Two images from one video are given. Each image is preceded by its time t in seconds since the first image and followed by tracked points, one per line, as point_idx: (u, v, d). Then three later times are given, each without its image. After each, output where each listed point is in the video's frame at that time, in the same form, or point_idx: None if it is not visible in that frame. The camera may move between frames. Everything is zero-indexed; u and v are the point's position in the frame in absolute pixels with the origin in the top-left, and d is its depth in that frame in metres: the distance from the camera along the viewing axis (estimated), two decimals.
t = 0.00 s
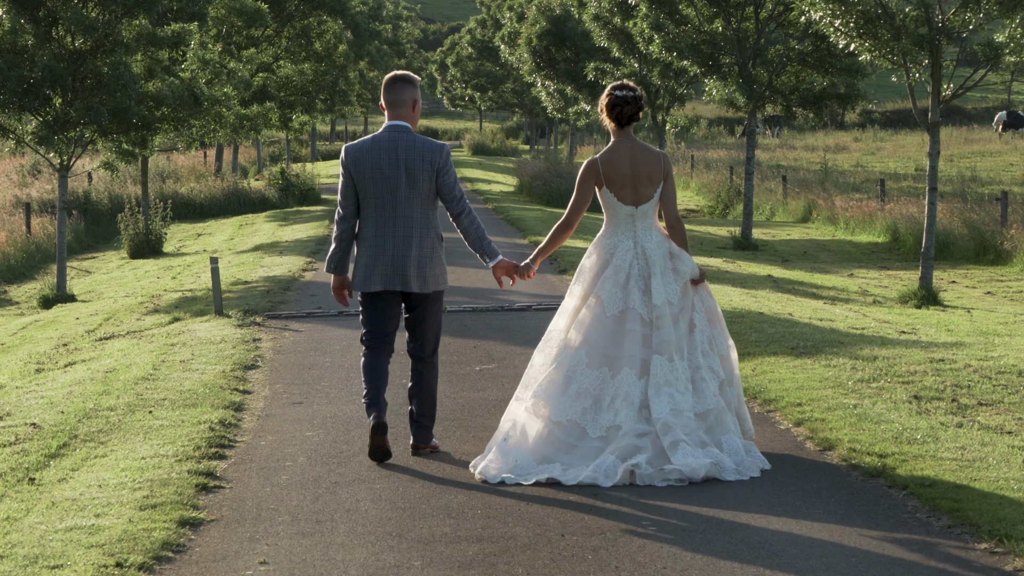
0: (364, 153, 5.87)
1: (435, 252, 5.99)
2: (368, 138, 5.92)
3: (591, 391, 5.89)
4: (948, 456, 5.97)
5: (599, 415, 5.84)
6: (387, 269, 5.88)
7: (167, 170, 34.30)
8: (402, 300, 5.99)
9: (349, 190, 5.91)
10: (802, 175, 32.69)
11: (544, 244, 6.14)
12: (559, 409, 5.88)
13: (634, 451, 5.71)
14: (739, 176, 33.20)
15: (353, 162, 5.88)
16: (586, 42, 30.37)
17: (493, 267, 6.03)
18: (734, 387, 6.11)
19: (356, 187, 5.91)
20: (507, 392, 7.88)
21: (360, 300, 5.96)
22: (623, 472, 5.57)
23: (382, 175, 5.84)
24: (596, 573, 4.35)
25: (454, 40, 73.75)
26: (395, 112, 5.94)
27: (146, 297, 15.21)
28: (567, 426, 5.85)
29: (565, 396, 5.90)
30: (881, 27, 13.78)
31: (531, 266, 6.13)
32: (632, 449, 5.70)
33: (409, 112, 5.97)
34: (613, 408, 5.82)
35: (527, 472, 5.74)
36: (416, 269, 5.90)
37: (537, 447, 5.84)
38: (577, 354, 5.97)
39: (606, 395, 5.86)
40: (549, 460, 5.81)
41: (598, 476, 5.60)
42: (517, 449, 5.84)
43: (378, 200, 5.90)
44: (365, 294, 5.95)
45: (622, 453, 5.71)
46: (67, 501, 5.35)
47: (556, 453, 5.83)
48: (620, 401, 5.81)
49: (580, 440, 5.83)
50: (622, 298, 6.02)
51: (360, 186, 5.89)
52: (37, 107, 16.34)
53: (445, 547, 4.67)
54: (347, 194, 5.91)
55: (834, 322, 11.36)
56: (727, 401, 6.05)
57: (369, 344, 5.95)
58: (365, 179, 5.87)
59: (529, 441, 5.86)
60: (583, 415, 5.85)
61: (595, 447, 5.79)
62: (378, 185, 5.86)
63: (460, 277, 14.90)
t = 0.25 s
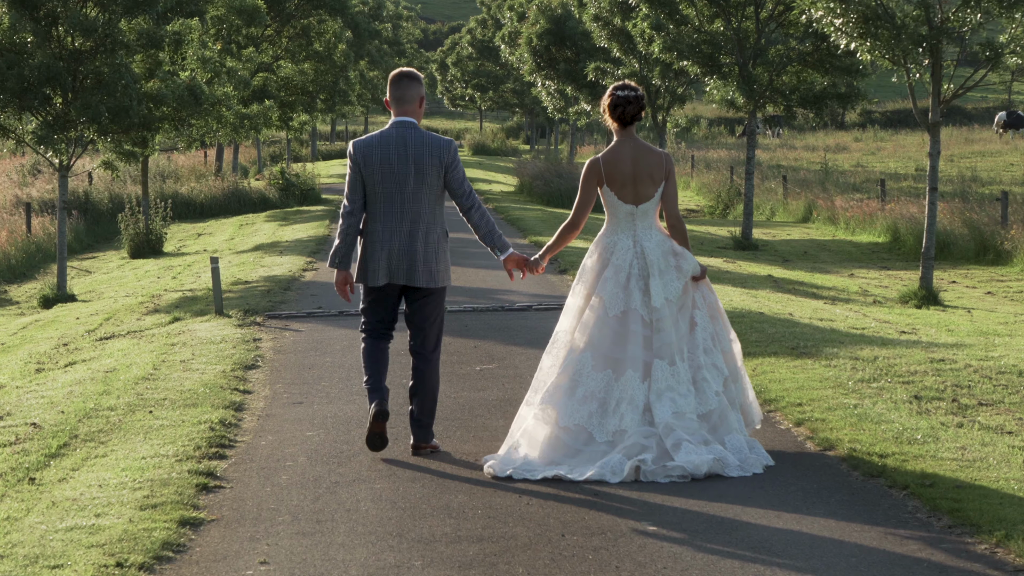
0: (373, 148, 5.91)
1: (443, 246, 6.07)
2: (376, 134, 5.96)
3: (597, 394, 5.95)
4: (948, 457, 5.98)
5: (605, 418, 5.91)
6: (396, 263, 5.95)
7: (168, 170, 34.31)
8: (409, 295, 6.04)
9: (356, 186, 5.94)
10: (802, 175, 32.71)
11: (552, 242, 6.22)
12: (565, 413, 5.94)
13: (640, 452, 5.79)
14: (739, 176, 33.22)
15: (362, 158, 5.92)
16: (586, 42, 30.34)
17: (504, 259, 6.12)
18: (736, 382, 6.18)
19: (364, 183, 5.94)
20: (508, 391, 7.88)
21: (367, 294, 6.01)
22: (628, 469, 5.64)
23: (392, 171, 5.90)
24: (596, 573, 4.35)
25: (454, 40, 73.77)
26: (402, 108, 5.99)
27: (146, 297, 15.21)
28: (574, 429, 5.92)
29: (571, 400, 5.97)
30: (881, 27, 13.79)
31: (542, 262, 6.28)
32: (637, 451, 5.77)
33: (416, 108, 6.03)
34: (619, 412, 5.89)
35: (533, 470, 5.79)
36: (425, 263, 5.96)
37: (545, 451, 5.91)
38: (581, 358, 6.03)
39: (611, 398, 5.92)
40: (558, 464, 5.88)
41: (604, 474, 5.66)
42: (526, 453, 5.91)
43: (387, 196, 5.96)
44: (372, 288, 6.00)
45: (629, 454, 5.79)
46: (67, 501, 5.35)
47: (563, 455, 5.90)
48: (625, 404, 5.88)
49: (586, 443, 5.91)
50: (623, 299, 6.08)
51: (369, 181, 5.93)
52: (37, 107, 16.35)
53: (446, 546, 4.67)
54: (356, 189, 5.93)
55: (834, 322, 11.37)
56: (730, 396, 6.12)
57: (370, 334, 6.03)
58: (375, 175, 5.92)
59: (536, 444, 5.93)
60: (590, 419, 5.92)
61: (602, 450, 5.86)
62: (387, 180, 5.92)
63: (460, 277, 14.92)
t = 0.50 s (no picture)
0: (375, 148, 5.94)
1: (446, 245, 6.07)
2: (378, 135, 5.99)
3: (599, 398, 6.01)
4: (949, 455, 5.97)
5: (608, 422, 5.97)
6: (398, 262, 5.95)
7: (168, 169, 34.32)
8: (411, 294, 6.04)
9: (360, 186, 5.97)
10: (803, 174, 32.69)
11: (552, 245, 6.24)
12: (569, 417, 6.00)
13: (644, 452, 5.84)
14: (739, 175, 33.21)
15: (364, 158, 5.95)
16: (587, 40, 30.31)
17: (507, 257, 6.16)
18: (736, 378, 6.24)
19: (366, 182, 5.97)
20: (508, 390, 7.88)
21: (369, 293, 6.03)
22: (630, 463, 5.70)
23: (394, 171, 5.93)
24: (595, 572, 4.35)
25: (454, 39, 73.72)
26: (404, 109, 6.01)
27: (147, 296, 15.22)
28: (578, 434, 5.98)
29: (573, 405, 6.02)
30: (881, 25, 13.78)
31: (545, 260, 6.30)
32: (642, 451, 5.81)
33: (418, 108, 6.05)
34: (622, 415, 5.94)
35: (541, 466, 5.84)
36: (427, 263, 5.97)
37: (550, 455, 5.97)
38: (582, 362, 6.09)
39: (613, 402, 5.98)
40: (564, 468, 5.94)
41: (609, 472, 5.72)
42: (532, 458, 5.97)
43: (389, 196, 5.98)
44: (375, 287, 6.02)
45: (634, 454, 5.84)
46: (67, 500, 5.35)
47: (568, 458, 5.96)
48: (628, 408, 5.93)
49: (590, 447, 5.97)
50: (621, 303, 6.12)
51: (372, 181, 5.95)
52: (37, 106, 16.34)
53: (446, 545, 4.67)
54: (358, 189, 5.96)
55: (834, 321, 11.36)
56: (731, 393, 6.17)
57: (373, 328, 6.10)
58: (377, 175, 5.94)
59: (541, 449, 5.99)
60: (593, 422, 5.97)
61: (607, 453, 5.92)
62: (390, 180, 5.94)
63: (460, 276, 14.92)
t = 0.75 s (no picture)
0: (370, 154, 5.95)
1: (444, 248, 6.09)
2: (373, 140, 6.01)
3: (596, 392, 6.04)
4: (949, 455, 5.97)
5: (604, 417, 5.99)
6: (395, 267, 5.98)
7: (168, 168, 34.33)
8: (410, 297, 6.06)
9: (356, 191, 5.99)
10: (803, 173, 32.68)
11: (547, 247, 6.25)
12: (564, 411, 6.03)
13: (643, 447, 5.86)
14: (739, 174, 33.21)
15: (359, 164, 5.97)
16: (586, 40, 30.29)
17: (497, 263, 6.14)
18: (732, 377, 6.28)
19: (362, 189, 6.00)
20: (508, 390, 7.87)
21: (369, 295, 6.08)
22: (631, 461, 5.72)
23: (389, 176, 5.95)
24: (596, 572, 4.35)
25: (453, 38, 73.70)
26: (399, 114, 6.04)
27: (146, 295, 15.23)
28: (573, 428, 6.01)
29: (568, 400, 6.05)
30: (881, 24, 13.78)
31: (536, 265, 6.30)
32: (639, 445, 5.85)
33: (412, 113, 6.08)
34: (618, 411, 5.97)
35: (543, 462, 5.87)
36: (425, 266, 5.98)
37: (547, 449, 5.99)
38: (578, 358, 6.12)
39: (608, 397, 6.01)
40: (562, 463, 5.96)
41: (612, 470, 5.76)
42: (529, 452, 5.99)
43: (385, 201, 6.00)
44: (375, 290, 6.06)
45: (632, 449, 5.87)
46: (67, 500, 5.34)
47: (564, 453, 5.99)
48: (624, 404, 5.97)
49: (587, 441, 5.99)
50: (617, 302, 6.16)
51: (367, 186, 5.98)
52: (37, 105, 16.34)
53: (446, 545, 4.67)
54: (354, 195, 5.99)
55: (834, 320, 11.35)
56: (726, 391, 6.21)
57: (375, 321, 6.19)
58: (372, 180, 5.96)
59: (537, 444, 6.01)
60: (589, 418, 6.00)
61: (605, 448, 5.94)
62: (385, 185, 5.96)
63: (460, 276, 14.91)
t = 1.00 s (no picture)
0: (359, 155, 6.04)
1: (435, 246, 6.17)
2: (363, 141, 6.10)
3: (591, 384, 6.08)
4: (949, 455, 5.97)
5: (600, 409, 6.04)
6: (388, 266, 6.08)
7: (168, 169, 34.32)
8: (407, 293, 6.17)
9: (348, 193, 6.11)
10: (803, 173, 32.69)
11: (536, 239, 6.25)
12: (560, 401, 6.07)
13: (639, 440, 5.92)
14: (739, 175, 33.24)
15: (350, 166, 6.07)
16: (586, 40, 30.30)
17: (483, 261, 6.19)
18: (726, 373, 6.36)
19: (354, 189, 6.11)
20: (508, 391, 7.88)
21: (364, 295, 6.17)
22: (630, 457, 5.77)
23: (379, 176, 6.03)
24: (596, 572, 4.35)
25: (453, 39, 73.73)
26: (389, 114, 6.13)
27: (146, 296, 15.23)
28: (569, 418, 6.05)
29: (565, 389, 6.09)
30: (881, 24, 13.79)
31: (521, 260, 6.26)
32: (635, 438, 5.91)
33: (402, 112, 6.15)
34: (614, 404, 6.03)
35: (542, 457, 5.93)
36: (417, 265, 6.08)
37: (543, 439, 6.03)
38: (574, 349, 6.17)
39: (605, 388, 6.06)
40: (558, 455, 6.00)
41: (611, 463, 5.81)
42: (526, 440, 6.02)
43: (377, 201, 6.10)
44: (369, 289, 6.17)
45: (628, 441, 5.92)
46: (67, 500, 5.34)
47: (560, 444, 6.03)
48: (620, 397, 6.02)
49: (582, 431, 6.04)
50: (613, 296, 6.22)
51: (359, 187, 6.08)
52: (37, 106, 16.33)
53: (446, 545, 4.67)
54: (346, 196, 6.10)
55: (834, 321, 11.35)
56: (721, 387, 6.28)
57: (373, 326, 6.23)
58: (363, 181, 6.06)
59: (533, 433, 6.05)
60: (585, 408, 6.05)
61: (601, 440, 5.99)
62: (375, 185, 6.05)
63: (460, 276, 14.92)
